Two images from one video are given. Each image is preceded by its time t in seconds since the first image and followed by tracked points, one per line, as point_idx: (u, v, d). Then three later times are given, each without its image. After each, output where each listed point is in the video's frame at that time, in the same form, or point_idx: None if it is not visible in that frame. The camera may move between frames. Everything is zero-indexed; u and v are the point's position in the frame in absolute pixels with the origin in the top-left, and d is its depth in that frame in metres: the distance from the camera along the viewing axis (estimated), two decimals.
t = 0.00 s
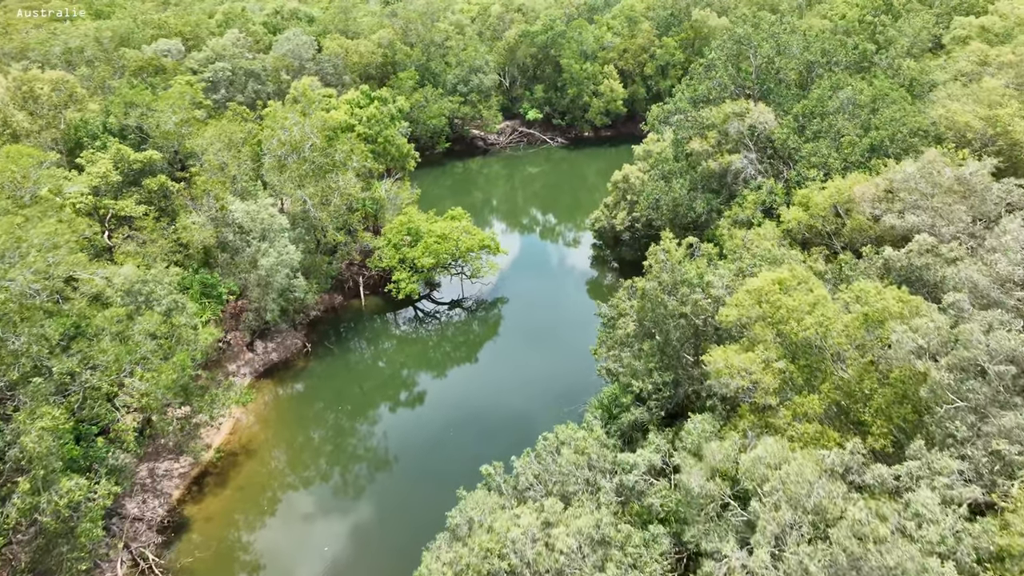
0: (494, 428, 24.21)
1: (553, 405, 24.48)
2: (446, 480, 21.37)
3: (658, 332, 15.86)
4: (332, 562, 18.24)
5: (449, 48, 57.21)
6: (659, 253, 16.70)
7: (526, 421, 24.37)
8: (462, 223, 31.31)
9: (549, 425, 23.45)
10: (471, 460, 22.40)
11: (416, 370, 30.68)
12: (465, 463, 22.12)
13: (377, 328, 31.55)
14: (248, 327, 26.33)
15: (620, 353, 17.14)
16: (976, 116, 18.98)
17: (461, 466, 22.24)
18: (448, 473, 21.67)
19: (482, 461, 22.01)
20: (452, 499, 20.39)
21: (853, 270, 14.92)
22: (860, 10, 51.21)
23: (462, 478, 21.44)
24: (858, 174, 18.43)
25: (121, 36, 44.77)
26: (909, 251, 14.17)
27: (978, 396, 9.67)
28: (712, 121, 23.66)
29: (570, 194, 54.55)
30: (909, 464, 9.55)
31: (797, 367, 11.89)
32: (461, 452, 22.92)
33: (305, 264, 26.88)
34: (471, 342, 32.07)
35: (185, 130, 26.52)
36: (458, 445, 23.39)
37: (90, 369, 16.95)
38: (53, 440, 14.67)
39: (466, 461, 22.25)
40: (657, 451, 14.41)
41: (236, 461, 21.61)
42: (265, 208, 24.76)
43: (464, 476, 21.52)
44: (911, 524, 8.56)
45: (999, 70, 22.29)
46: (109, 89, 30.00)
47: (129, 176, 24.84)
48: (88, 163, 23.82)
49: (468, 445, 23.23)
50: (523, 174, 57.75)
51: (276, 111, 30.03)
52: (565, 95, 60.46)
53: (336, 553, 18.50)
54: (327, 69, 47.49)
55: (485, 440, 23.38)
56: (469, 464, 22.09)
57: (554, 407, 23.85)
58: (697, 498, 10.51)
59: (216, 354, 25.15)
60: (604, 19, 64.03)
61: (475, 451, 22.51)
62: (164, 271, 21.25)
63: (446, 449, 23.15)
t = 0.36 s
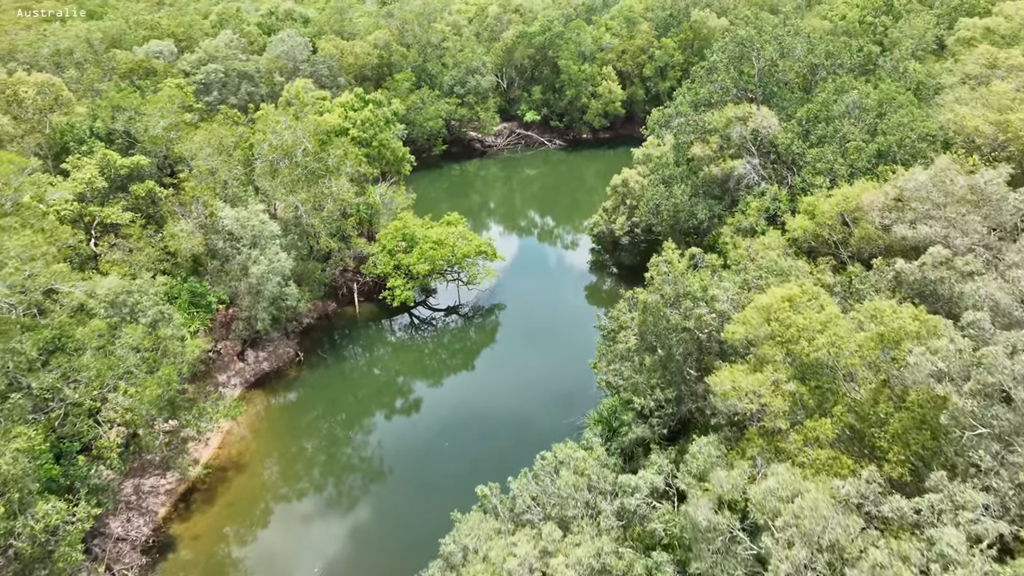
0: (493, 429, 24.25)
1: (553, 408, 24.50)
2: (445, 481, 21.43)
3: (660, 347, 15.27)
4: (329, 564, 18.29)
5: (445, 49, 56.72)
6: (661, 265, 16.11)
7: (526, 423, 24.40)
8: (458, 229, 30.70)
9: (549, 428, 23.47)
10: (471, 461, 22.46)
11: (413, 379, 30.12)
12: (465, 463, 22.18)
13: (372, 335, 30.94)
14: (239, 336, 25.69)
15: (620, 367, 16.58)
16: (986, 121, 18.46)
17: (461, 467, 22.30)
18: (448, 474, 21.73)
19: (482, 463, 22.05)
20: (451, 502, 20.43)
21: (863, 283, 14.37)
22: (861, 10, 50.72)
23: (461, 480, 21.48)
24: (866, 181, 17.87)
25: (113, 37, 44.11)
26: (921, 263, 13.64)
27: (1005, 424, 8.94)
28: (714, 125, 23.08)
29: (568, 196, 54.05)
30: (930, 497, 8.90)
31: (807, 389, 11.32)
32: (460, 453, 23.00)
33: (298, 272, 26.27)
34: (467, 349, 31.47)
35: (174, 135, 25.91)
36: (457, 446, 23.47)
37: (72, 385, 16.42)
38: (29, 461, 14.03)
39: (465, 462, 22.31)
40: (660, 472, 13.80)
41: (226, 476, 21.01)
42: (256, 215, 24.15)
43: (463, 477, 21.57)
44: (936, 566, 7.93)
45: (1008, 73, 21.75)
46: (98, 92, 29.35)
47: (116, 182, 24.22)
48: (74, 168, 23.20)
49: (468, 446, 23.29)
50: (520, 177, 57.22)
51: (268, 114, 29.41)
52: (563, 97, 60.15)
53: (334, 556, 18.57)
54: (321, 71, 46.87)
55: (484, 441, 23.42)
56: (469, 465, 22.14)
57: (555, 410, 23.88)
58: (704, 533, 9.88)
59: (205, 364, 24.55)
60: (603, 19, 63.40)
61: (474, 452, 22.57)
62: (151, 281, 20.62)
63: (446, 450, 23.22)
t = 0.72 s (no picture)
0: (493, 430, 24.34)
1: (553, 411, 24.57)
2: (445, 483, 21.48)
3: (663, 363, 14.66)
4: (327, 566, 18.33)
5: (442, 51, 56.20)
6: (664, 277, 15.54)
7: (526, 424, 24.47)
8: (454, 234, 30.08)
9: (549, 429, 23.54)
10: (471, 463, 22.54)
11: (408, 387, 29.54)
12: (464, 465, 22.26)
13: (366, 343, 30.33)
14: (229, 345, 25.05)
15: (621, 382, 16.00)
16: (998, 126, 17.96)
17: (460, 470, 22.37)
18: (447, 476, 21.80)
19: (482, 465, 22.13)
20: (450, 503, 20.49)
21: (875, 296, 13.83)
22: (861, 12, 50.27)
23: (461, 481, 21.55)
24: (876, 189, 17.32)
25: (103, 38, 43.42)
26: (936, 276, 13.09)
27: None
28: (717, 129, 22.48)
29: (566, 198, 53.54)
30: (956, 533, 8.20)
31: (820, 413, 10.70)
32: (460, 456, 23.07)
33: (290, 279, 25.63)
34: (464, 357, 30.95)
35: (163, 139, 25.27)
36: (457, 449, 23.54)
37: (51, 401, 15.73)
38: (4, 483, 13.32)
39: (465, 464, 22.38)
40: (664, 495, 13.31)
41: (214, 493, 20.39)
42: (246, 222, 23.52)
43: (463, 478, 21.64)
44: None
45: (1018, 76, 21.24)
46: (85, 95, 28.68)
47: (103, 188, 23.58)
48: (58, 174, 22.54)
49: (467, 449, 23.36)
50: (518, 179, 56.69)
51: (259, 118, 28.77)
52: (562, 98, 59.58)
53: (332, 556, 18.64)
54: (316, 73, 46.23)
55: (483, 444, 23.48)
56: (468, 467, 22.22)
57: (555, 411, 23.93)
58: (714, 571, 9.22)
59: (195, 375, 23.91)
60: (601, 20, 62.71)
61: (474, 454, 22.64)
62: (136, 291, 19.95)
63: (446, 453, 23.28)
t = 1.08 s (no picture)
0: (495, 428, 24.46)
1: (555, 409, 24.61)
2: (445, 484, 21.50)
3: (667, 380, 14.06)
4: (325, 567, 18.55)
5: (438, 52, 55.65)
6: (667, 289, 14.95)
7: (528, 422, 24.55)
8: (450, 240, 29.45)
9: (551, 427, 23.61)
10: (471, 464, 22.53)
11: (404, 396, 28.94)
12: (465, 466, 22.26)
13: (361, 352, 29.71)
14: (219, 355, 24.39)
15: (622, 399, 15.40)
16: (1011, 131, 17.40)
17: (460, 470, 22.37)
18: (447, 475, 21.82)
19: (482, 466, 22.12)
20: (450, 504, 20.52)
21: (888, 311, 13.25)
22: (862, 12, 49.68)
23: (460, 481, 21.56)
24: (885, 197, 16.76)
25: (95, 40, 42.76)
26: (952, 291, 12.50)
27: None
28: (719, 134, 21.87)
29: (565, 200, 52.95)
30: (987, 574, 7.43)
31: (836, 439, 10.10)
32: (461, 456, 23.05)
33: (282, 287, 25.00)
34: (461, 365, 30.27)
35: (151, 144, 24.63)
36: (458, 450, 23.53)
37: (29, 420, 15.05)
38: None
39: (465, 464, 22.38)
40: (668, 520, 12.74)
41: (202, 511, 19.74)
42: (236, 228, 22.90)
43: (463, 478, 21.66)
44: None
45: None
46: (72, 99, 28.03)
47: (89, 195, 22.94)
48: (41, 181, 21.91)
49: (468, 449, 23.36)
50: (516, 181, 56.09)
51: (251, 121, 28.13)
52: (560, 100, 58.99)
53: (331, 558, 18.86)
54: (310, 74, 45.56)
55: (484, 445, 23.46)
56: (469, 468, 22.21)
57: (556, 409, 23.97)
58: None
59: (184, 386, 23.27)
60: (599, 20, 62.10)
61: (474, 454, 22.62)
62: (121, 302, 19.31)
63: (446, 453, 23.26)
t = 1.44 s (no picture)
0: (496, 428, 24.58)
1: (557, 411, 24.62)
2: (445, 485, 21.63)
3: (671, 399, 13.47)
4: (325, 567, 18.77)
5: (436, 53, 55.09)
6: (671, 304, 14.37)
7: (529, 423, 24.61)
8: (446, 246, 28.83)
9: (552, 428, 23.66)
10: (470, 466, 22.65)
11: (400, 405, 28.27)
12: (463, 467, 22.39)
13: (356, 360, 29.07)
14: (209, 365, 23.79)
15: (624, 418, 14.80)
16: None
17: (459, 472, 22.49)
18: (446, 476, 21.92)
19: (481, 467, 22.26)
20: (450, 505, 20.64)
21: (903, 328, 12.64)
22: (863, 13, 49.12)
23: (459, 483, 21.68)
24: (897, 206, 16.17)
25: (86, 41, 42.09)
26: (970, 307, 11.90)
27: None
28: (723, 139, 21.26)
29: (564, 203, 52.38)
30: None
31: (853, 470, 9.53)
32: (460, 458, 23.18)
33: (274, 295, 24.38)
34: (458, 373, 29.60)
35: (139, 149, 23.99)
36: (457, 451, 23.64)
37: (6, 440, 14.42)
38: None
39: (465, 465, 22.50)
40: (672, 547, 12.09)
41: (189, 530, 19.05)
42: (226, 235, 22.30)
43: (462, 480, 21.77)
44: None
45: None
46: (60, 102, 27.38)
47: (74, 202, 22.30)
48: (25, 187, 21.28)
49: (468, 451, 23.48)
50: (514, 183, 55.50)
51: (243, 125, 27.51)
52: (558, 101, 58.37)
53: (331, 557, 19.08)
54: (306, 75, 44.84)
55: (485, 447, 23.58)
56: (467, 469, 22.33)
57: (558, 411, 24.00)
58: None
59: (172, 398, 22.60)
60: (599, 21, 61.45)
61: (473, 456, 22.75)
62: (105, 313, 18.67)
63: (445, 455, 23.37)
